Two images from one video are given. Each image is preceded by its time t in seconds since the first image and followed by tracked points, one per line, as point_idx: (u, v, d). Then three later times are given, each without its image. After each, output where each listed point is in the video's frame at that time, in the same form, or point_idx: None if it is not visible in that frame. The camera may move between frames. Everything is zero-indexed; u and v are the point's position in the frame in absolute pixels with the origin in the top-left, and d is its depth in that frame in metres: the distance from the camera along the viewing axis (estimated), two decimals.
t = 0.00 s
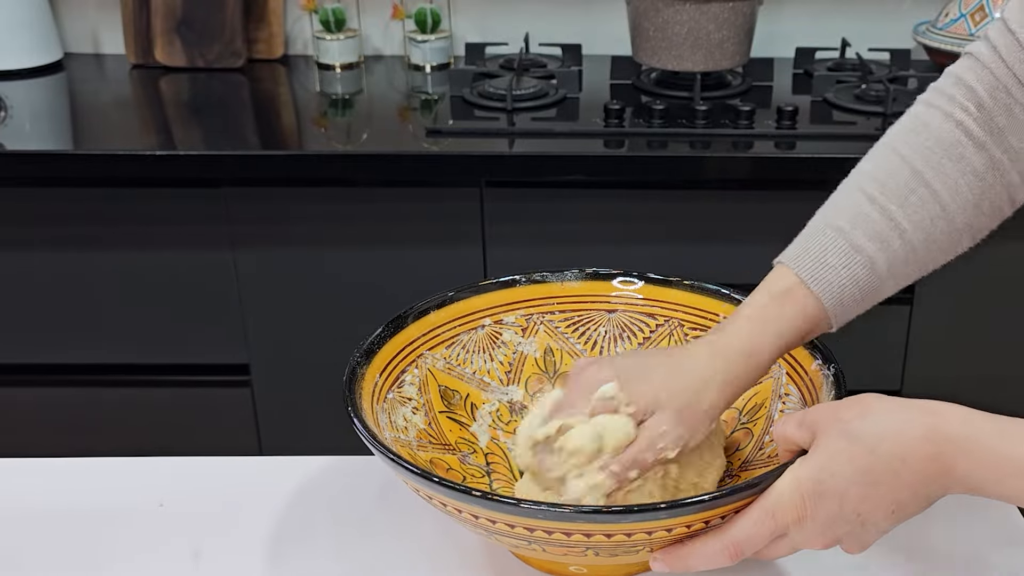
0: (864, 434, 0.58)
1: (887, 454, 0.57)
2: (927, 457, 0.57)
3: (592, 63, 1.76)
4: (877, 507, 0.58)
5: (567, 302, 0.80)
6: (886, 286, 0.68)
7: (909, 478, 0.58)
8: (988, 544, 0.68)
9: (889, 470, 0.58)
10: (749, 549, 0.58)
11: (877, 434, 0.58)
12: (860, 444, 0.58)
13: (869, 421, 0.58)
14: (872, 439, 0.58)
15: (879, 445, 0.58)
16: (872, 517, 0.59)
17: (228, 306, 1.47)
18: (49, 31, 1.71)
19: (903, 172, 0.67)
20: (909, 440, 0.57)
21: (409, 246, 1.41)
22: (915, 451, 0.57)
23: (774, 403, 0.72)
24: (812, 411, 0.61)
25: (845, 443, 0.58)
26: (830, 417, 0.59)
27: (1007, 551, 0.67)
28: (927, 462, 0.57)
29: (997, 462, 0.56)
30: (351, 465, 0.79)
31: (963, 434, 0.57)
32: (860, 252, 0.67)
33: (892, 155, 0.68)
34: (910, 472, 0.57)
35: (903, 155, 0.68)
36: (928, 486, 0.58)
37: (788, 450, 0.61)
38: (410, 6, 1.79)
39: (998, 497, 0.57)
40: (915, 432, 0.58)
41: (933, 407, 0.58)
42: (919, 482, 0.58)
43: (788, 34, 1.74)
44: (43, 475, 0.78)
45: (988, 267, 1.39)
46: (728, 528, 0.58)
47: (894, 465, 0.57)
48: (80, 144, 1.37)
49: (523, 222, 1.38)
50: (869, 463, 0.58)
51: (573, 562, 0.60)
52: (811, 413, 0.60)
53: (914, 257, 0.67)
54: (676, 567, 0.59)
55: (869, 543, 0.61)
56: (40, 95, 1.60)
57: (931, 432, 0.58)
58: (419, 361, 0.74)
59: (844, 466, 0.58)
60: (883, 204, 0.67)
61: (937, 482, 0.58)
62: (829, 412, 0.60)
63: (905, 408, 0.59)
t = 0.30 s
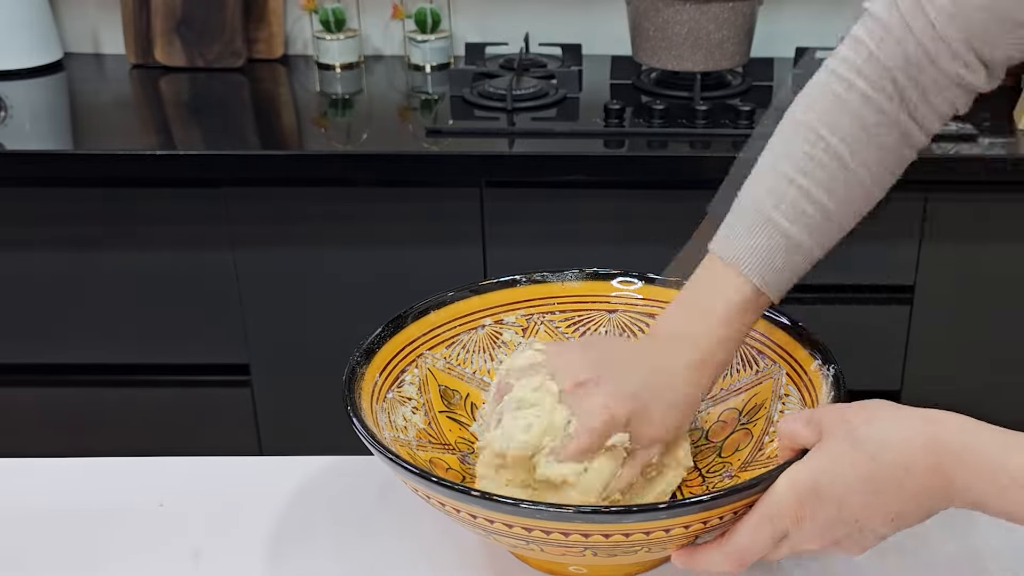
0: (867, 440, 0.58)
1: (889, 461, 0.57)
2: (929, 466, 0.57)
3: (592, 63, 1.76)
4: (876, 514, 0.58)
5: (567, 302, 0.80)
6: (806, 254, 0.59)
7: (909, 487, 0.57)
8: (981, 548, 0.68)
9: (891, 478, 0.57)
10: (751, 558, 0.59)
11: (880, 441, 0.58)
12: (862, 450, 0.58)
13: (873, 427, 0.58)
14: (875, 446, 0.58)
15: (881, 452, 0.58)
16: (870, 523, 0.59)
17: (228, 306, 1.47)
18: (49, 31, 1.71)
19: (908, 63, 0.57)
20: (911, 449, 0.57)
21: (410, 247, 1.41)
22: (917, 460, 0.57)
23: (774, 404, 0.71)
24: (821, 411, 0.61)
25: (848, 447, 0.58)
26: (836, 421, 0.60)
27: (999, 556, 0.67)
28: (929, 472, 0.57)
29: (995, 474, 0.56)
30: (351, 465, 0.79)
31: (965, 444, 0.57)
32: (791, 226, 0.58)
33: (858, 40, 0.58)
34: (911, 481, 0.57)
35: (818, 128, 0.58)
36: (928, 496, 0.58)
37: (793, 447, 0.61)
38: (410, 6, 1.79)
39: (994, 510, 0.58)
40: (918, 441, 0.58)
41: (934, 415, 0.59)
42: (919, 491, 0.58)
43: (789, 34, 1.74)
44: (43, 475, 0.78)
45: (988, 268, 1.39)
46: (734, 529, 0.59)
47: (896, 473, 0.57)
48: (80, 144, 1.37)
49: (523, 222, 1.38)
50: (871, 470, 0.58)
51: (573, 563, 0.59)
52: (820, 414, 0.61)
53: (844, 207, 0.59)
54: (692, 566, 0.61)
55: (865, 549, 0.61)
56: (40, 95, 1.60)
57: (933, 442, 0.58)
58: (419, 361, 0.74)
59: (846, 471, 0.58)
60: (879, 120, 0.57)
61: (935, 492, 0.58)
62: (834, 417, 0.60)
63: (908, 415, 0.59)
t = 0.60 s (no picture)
0: (874, 435, 0.58)
1: (896, 455, 0.57)
2: (938, 460, 0.57)
3: (592, 63, 1.76)
4: (884, 509, 0.59)
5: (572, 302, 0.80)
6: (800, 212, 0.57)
7: (917, 480, 0.57)
8: (986, 547, 0.68)
9: (899, 472, 0.57)
10: (761, 559, 0.59)
11: (886, 435, 0.58)
12: (869, 445, 0.58)
13: (878, 422, 0.58)
14: (883, 441, 0.58)
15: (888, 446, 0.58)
16: (878, 519, 0.59)
17: (228, 306, 1.46)
18: (48, 31, 1.71)
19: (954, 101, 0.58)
20: (918, 442, 0.58)
21: (410, 246, 1.41)
22: (924, 454, 0.57)
23: (778, 404, 0.72)
24: (823, 411, 0.61)
25: (854, 443, 0.58)
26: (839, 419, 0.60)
27: (1010, 555, 0.67)
28: (937, 466, 0.57)
29: (1003, 467, 0.56)
30: (355, 465, 0.79)
31: (974, 438, 0.57)
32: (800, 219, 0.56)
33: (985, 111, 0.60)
34: (919, 474, 0.57)
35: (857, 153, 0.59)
36: (936, 490, 0.58)
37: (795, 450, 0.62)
38: (410, 6, 1.79)
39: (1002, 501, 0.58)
40: (926, 435, 0.58)
41: (943, 412, 0.59)
42: (927, 485, 0.58)
43: (789, 34, 1.74)
44: (45, 475, 0.78)
45: (989, 268, 1.39)
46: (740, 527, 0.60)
47: (904, 467, 0.57)
48: (80, 144, 1.37)
49: (523, 222, 1.38)
50: (878, 464, 0.58)
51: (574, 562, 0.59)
52: (822, 414, 0.61)
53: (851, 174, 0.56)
54: (706, 563, 0.63)
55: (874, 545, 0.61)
56: (39, 96, 1.60)
57: (942, 436, 0.57)
58: (424, 360, 0.74)
59: (853, 466, 0.58)
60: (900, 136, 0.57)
61: (945, 486, 0.58)
62: (838, 416, 0.60)
63: (917, 412, 0.59)
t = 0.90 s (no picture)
0: (866, 431, 0.58)
1: (890, 448, 0.57)
2: (930, 452, 0.57)
3: (592, 64, 1.76)
4: (884, 503, 0.59)
5: (573, 302, 0.80)
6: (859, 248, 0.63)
7: (911, 473, 0.58)
8: (988, 541, 0.68)
9: (895, 465, 0.58)
10: (762, 563, 0.60)
11: (877, 430, 0.58)
12: (863, 442, 0.58)
13: (870, 418, 0.58)
14: (875, 436, 0.58)
15: (880, 441, 0.58)
16: (879, 513, 0.59)
17: (228, 306, 1.46)
18: (48, 32, 1.71)
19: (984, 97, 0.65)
20: (909, 434, 0.57)
21: (410, 246, 1.41)
22: (917, 445, 0.57)
23: (778, 403, 0.72)
24: (815, 411, 0.61)
25: (848, 440, 0.58)
26: (831, 418, 0.60)
27: (1011, 548, 0.67)
28: (930, 456, 0.57)
29: (996, 454, 0.56)
30: (355, 464, 0.79)
31: (968, 428, 0.57)
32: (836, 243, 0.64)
33: (990, 46, 0.66)
34: (914, 466, 0.57)
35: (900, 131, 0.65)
36: (931, 479, 0.58)
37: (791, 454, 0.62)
38: (410, 6, 1.79)
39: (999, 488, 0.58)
40: (917, 427, 0.57)
41: (935, 401, 0.58)
42: (921, 476, 0.58)
43: (789, 34, 1.74)
44: (43, 475, 0.78)
45: (989, 267, 1.39)
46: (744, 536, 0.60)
47: (899, 459, 0.57)
48: (80, 144, 1.37)
49: (523, 222, 1.38)
50: (874, 460, 0.58)
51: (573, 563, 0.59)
52: (813, 415, 0.61)
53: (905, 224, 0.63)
54: (706, 566, 0.63)
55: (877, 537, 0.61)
56: (39, 96, 1.60)
57: (934, 426, 0.57)
58: (425, 360, 0.74)
59: (849, 464, 0.58)
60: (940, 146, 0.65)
61: (942, 475, 0.58)
62: (829, 415, 0.60)
63: (905, 402, 0.59)
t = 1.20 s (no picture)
0: (873, 433, 0.58)
1: (897, 452, 0.57)
2: (939, 458, 0.56)
3: (592, 63, 1.76)
4: (889, 506, 0.58)
5: (565, 304, 0.80)
6: (839, 240, 0.63)
7: (918, 477, 0.57)
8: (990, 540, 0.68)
9: (902, 469, 0.57)
10: (770, 561, 0.60)
11: (886, 433, 0.57)
12: (871, 444, 0.57)
13: (880, 420, 0.58)
14: (883, 438, 0.57)
15: (889, 444, 0.57)
16: (884, 515, 0.59)
17: (228, 306, 1.46)
18: (49, 31, 1.71)
19: (970, 47, 0.63)
20: (918, 438, 0.57)
21: (410, 246, 1.41)
22: (926, 450, 0.57)
23: (775, 402, 0.72)
24: (825, 409, 0.61)
25: (856, 441, 0.58)
26: (840, 417, 0.59)
27: (1012, 548, 0.67)
28: (939, 463, 0.57)
29: (1003, 461, 0.55)
30: (355, 465, 0.79)
31: (975, 435, 0.56)
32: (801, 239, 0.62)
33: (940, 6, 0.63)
34: (922, 471, 0.57)
35: (872, 105, 0.62)
36: (939, 486, 0.57)
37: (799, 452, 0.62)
38: (410, 6, 1.79)
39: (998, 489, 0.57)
40: (927, 431, 0.57)
41: (944, 407, 0.58)
42: (929, 481, 0.57)
43: (789, 34, 1.74)
44: (42, 475, 0.78)
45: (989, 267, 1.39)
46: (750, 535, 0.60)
47: (908, 464, 0.57)
48: (80, 144, 1.37)
49: (523, 222, 1.38)
50: (881, 462, 0.57)
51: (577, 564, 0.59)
52: (824, 412, 0.61)
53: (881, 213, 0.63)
54: (714, 563, 0.63)
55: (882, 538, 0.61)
56: (40, 96, 1.60)
57: (944, 431, 0.57)
58: (419, 364, 0.74)
59: (856, 465, 0.58)
60: (924, 106, 0.62)
61: (949, 481, 0.57)
62: (837, 414, 0.60)
63: (917, 405, 0.58)
